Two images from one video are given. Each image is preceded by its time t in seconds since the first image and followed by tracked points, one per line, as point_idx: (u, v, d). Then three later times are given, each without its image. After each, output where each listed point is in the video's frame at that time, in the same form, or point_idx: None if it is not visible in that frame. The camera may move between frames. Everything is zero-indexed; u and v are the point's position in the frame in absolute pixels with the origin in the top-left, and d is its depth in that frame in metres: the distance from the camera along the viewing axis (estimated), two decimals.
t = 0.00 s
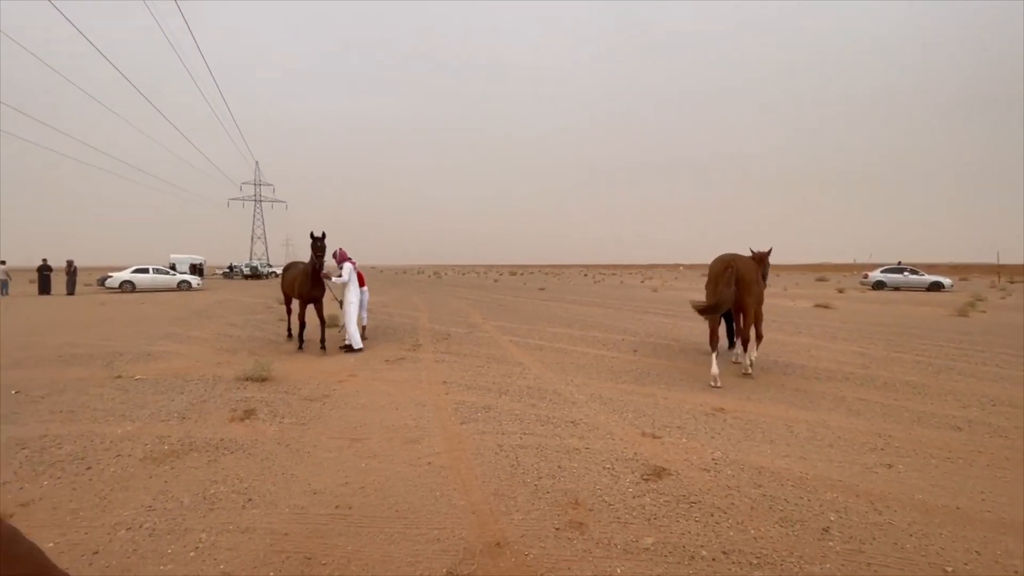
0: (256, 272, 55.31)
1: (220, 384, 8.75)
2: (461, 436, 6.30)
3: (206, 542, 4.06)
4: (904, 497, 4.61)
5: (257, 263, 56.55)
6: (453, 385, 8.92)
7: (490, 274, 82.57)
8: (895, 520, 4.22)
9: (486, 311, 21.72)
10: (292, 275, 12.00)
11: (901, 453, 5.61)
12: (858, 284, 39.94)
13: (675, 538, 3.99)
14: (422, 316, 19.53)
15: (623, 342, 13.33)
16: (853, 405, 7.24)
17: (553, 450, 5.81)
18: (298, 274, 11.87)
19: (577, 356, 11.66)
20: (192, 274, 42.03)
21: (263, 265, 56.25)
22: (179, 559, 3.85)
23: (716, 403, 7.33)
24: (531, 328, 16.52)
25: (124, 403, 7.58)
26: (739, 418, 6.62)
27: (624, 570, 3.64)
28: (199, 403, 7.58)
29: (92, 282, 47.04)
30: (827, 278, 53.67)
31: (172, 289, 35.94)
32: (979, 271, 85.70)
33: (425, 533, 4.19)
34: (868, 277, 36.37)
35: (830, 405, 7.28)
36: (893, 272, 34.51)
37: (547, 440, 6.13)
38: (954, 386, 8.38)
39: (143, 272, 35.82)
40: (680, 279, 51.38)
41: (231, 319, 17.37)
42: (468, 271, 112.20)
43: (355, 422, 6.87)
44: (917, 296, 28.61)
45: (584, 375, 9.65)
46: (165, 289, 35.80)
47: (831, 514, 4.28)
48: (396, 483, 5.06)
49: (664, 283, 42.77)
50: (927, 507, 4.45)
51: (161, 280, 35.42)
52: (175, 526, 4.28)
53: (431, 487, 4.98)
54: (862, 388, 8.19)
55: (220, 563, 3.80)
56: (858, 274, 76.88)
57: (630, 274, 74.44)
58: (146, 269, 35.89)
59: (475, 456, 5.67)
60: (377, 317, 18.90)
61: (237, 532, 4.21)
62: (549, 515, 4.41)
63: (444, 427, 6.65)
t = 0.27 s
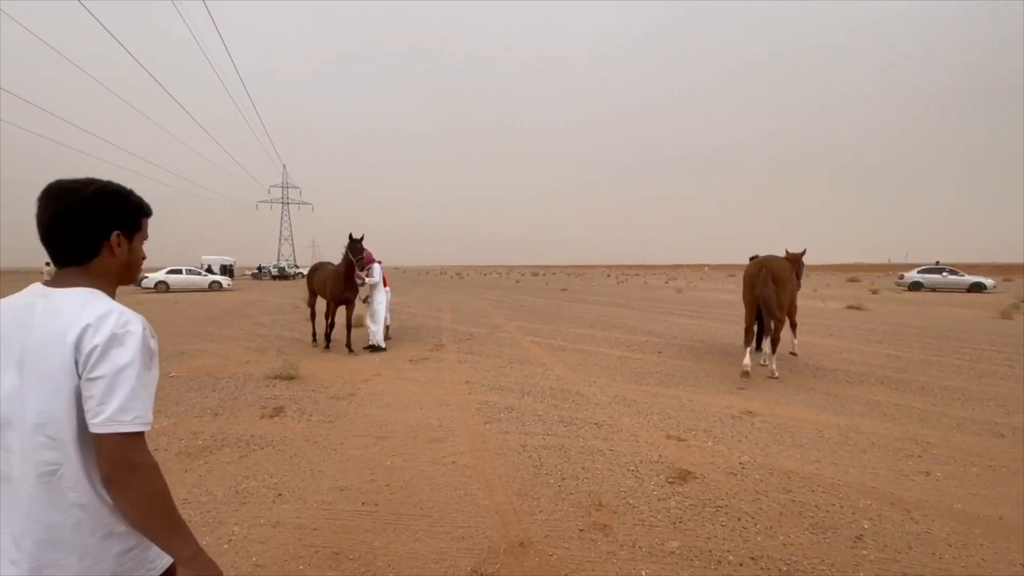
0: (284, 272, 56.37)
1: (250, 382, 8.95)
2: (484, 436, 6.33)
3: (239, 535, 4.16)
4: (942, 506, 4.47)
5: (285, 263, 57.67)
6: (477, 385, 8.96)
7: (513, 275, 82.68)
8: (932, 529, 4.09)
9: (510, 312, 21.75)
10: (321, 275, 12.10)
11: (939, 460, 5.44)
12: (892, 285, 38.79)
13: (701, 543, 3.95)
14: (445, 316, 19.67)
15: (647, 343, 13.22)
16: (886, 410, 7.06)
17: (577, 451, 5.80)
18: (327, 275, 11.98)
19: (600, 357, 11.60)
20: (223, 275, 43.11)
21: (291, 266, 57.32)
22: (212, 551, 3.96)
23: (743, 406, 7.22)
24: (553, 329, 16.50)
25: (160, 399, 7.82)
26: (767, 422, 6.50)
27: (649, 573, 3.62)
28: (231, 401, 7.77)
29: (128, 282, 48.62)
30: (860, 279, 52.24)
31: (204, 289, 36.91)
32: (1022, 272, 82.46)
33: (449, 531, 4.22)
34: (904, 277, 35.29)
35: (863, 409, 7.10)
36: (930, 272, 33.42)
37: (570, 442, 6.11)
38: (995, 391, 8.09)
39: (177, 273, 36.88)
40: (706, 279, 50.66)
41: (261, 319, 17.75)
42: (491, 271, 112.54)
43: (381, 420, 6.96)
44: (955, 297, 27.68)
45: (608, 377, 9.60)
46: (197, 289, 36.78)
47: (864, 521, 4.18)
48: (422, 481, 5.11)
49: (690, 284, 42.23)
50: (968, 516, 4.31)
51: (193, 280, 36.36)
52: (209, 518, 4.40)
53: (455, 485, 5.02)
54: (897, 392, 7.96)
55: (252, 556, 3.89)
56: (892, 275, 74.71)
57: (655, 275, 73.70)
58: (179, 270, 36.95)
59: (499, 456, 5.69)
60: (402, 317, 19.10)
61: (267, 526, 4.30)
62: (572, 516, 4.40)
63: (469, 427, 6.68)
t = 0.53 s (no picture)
0: (308, 272, 57.23)
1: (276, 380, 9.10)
2: (506, 436, 6.33)
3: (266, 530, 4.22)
4: (982, 516, 4.32)
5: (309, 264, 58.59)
6: (498, 385, 8.96)
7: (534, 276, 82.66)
8: (971, 540, 3.95)
9: (531, 312, 21.72)
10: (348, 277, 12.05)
11: (978, 468, 5.25)
12: (926, 286, 37.67)
13: (726, 548, 3.88)
14: (467, 317, 19.73)
15: (670, 345, 13.07)
16: (919, 415, 6.85)
17: (599, 453, 5.75)
18: (354, 277, 11.92)
19: (622, 358, 11.52)
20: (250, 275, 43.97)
21: (315, 266, 58.19)
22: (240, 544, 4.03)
23: (769, 409, 7.09)
24: (575, 330, 16.43)
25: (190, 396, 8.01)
26: (794, 426, 6.37)
27: None
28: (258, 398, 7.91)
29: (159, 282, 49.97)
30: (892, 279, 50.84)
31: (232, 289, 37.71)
32: None
33: (470, 530, 4.22)
34: (939, 278, 34.23)
35: (896, 415, 6.89)
36: (967, 272, 32.34)
37: (592, 443, 6.07)
38: None
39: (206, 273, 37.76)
40: (730, 280, 49.89)
41: (286, 318, 18.05)
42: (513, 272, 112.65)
43: (403, 419, 7.00)
44: (994, 298, 26.74)
45: (630, 378, 9.52)
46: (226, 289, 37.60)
47: (896, 530, 4.06)
48: (444, 480, 5.12)
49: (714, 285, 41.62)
50: (1009, 528, 4.15)
51: (221, 281, 37.16)
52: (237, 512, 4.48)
53: (476, 485, 5.02)
54: (931, 397, 7.73)
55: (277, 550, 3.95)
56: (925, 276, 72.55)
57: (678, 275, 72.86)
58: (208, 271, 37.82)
59: (520, 456, 5.68)
60: (424, 317, 19.22)
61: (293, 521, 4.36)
62: (594, 518, 4.36)
63: (490, 427, 6.68)
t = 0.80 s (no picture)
0: (330, 273, 57.97)
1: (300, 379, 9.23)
2: (526, 437, 6.31)
3: (290, 526, 4.26)
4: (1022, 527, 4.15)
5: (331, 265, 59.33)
6: (518, 386, 8.94)
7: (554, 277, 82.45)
8: (1010, 552, 3.80)
9: (551, 313, 21.65)
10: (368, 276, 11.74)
11: (1017, 477, 5.06)
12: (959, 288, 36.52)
13: (750, 554, 3.80)
14: (486, 317, 19.75)
15: (692, 346, 12.92)
16: (952, 421, 6.64)
17: (619, 455, 5.69)
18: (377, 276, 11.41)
19: (642, 359, 11.42)
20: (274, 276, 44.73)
21: (337, 266, 58.91)
22: (266, 539, 4.08)
23: (794, 413, 6.94)
24: (594, 331, 16.33)
25: (218, 393, 8.17)
26: (822, 431, 6.22)
27: None
28: (283, 396, 8.03)
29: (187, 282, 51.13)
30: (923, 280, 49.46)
31: (257, 289, 38.37)
32: None
33: (490, 531, 4.21)
34: (974, 279, 33.13)
35: (929, 420, 6.69)
36: (1005, 272, 31.25)
37: (612, 445, 6.01)
38: None
39: (232, 274, 38.51)
40: (753, 281, 49.03)
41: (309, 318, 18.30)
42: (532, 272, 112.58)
43: (423, 419, 7.03)
44: None
45: (651, 380, 9.42)
46: (251, 289, 38.28)
47: (930, 540, 3.93)
48: (463, 480, 5.13)
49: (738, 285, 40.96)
50: None
51: (246, 282, 37.86)
52: (262, 508, 4.55)
53: (495, 485, 5.01)
54: (966, 403, 7.48)
55: (300, 546, 3.99)
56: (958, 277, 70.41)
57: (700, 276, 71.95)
58: (234, 271, 38.58)
59: (539, 457, 5.65)
60: (443, 318, 19.31)
61: (317, 517, 4.40)
62: (614, 521, 4.32)
63: (510, 427, 6.67)
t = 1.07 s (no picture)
0: (352, 273, 58.66)
1: (322, 378, 9.35)
2: (546, 438, 6.30)
3: (314, 523, 4.32)
4: None
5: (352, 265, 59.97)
6: (537, 387, 8.93)
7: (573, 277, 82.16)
8: None
9: (570, 314, 21.58)
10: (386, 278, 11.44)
11: None
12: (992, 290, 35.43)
13: (776, 561, 3.73)
14: (505, 318, 19.76)
15: (713, 348, 12.76)
16: (986, 428, 6.44)
17: (640, 458, 5.65)
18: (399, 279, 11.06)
19: (663, 361, 11.32)
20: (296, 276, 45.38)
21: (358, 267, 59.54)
22: (290, 535, 4.14)
23: (820, 417, 6.80)
24: (614, 332, 16.24)
25: (242, 391, 8.31)
26: (849, 436, 6.09)
27: None
28: (305, 395, 8.14)
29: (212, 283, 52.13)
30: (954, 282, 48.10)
31: (279, 289, 38.97)
32: None
33: (511, 531, 4.21)
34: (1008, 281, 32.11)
35: (961, 426, 6.50)
36: None
37: (632, 448, 5.96)
38: None
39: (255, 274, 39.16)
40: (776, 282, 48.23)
41: (330, 318, 18.53)
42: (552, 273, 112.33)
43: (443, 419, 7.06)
44: None
45: (671, 383, 9.32)
46: (273, 289, 38.88)
47: (964, 550, 3.82)
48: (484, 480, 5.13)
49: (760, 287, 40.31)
50: None
51: (269, 282, 38.51)
52: (288, 505, 4.61)
53: (515, 486, 5.01)
54: (1001, 408, 7.25)
55: (324, 543, 4.04)
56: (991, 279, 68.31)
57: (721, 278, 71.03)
58: (257, 272, 39.24)
59: (560, 459, 5.64)
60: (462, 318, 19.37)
61: (340, 515, 4.45)
62: (636, 524, 4.28)
63: (529, 428, 6.66)
